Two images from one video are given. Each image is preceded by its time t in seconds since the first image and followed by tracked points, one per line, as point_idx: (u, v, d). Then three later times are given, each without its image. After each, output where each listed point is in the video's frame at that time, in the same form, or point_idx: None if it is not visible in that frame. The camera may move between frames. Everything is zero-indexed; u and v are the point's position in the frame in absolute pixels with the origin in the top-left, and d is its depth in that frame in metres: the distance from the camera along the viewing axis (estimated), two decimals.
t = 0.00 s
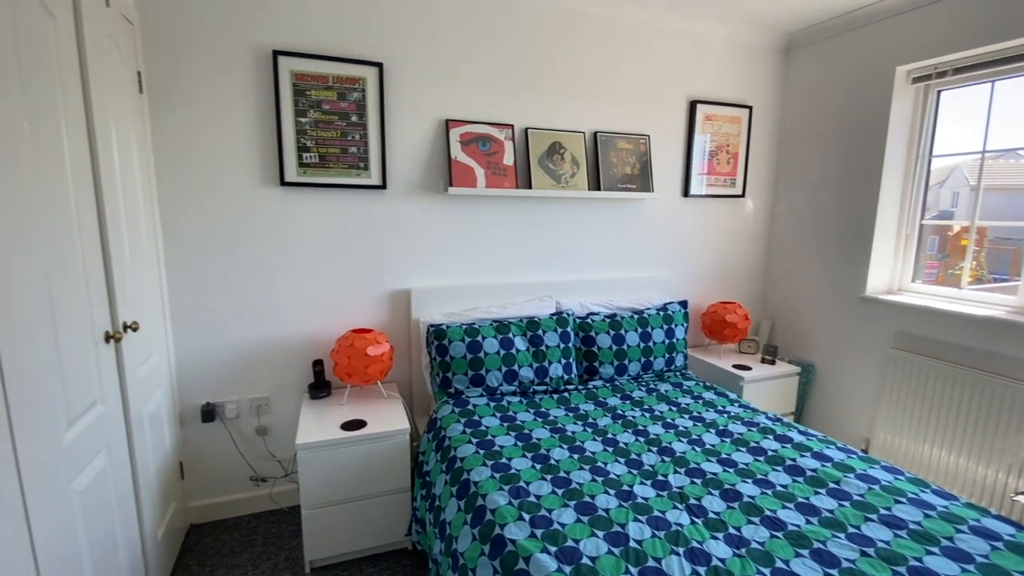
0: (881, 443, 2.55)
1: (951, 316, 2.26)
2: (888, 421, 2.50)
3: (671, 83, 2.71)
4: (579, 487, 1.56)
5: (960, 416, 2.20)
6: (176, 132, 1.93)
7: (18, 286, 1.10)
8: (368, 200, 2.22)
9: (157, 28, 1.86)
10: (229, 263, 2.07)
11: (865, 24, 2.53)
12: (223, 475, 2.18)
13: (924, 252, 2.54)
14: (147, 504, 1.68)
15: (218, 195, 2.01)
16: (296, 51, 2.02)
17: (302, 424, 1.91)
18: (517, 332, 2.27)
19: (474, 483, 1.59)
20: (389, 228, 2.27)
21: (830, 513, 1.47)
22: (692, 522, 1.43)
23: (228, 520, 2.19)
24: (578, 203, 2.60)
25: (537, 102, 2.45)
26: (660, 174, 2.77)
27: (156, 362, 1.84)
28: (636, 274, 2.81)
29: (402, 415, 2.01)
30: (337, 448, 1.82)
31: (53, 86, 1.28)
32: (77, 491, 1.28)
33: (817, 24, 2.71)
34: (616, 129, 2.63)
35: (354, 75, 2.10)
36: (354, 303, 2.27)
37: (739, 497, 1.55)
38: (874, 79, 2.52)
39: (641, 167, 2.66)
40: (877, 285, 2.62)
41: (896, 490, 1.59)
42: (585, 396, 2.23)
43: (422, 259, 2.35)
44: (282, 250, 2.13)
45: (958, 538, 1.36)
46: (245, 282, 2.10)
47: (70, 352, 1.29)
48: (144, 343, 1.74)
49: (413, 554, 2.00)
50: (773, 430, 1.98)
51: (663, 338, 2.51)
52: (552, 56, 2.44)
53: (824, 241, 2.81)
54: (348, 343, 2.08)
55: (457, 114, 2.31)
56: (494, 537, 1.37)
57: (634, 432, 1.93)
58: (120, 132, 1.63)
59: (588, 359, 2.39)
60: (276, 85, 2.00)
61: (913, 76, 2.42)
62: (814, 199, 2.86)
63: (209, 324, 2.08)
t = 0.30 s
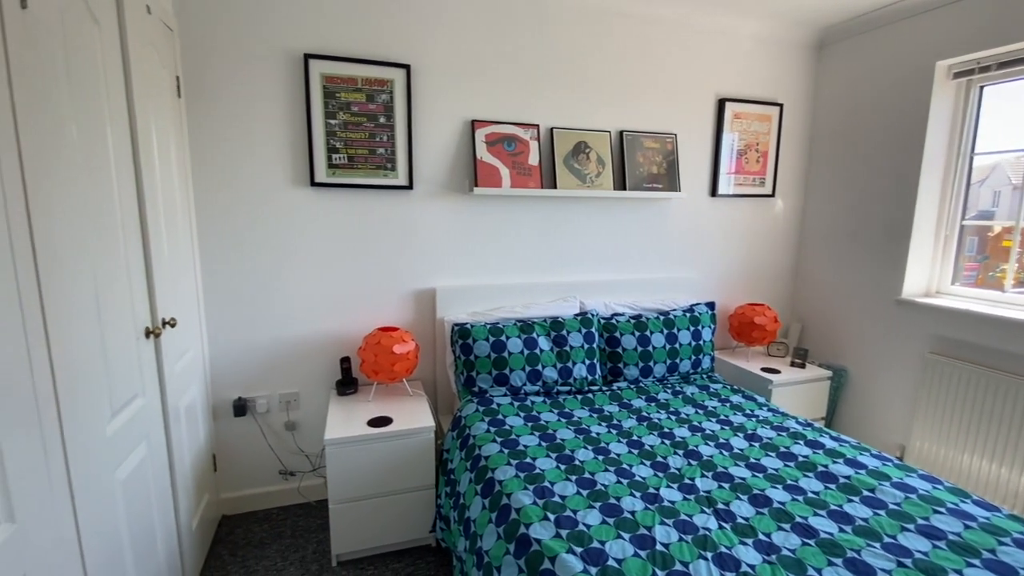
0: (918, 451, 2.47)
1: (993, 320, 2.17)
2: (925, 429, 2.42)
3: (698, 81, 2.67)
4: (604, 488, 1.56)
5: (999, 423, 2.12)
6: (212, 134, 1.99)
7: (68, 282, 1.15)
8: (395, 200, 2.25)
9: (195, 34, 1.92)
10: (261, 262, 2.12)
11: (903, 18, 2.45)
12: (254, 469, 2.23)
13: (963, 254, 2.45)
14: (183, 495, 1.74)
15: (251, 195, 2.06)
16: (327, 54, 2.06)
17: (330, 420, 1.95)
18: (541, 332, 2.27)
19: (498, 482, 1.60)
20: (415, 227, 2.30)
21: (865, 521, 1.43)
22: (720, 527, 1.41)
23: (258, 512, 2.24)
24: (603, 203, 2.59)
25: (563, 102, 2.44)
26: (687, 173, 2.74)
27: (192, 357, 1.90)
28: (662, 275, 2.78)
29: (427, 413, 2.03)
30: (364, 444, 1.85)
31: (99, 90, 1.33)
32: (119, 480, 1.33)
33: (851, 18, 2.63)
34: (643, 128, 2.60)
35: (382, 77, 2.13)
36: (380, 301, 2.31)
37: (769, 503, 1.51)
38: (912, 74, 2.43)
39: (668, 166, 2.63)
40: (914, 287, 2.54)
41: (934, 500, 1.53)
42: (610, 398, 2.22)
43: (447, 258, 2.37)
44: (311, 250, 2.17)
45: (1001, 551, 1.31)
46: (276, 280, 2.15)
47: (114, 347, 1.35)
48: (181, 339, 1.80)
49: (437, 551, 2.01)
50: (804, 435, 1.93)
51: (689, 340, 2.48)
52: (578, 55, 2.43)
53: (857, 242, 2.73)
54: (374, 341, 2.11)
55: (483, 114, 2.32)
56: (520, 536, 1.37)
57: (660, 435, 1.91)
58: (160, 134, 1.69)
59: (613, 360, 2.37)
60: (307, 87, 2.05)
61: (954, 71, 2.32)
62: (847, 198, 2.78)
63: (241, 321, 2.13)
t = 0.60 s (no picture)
0: (955, 459, 2.38)
1: None
2: (963, 436, 2.33)
3: (727, 78, 2.63)
4: (629, 490, 1.55)
5: None
6: (246, 136, 2.04)
7: (113, 277, 1.20)
8: (421, 200, 2.27)
9: (230, 39, 1.98)
10: (291, 261, 2.17)
11: (944, 11, 2.36)
12: (283, 462, 2.29)
13: (1005, 255, 2.36)
14: (217, 486, 1.80)
15: (282, 195, 2.11)
16: (356, 57, 2.10)
17: (357, 416, 1.99)
18: (565, 331, 2.26)
19: (523, 480, 1.60)
20: (441, 227, 2.32)
21: (900, 530, 1.39)
22: (749, 531, 1.38)
23: (286, 504, 2.30)
24: (628, 203, 2.57)
25: (588, 101, 2.43)
26: (715, 172, 2.70)
27: (225, 352, 1.96)
28: (688, 275, 2.74)
29: (451, 411, 2.05)
30: (390, 440, 1.88)
31: (143, 94, 1.39)
32: (158, 470, 1.38)
33: (888, 12, 2.55)
34: (669, 126, 2.57)
35: (410, 79, 2.16)
36: (406, 300, 2.34)
37: (799, 508, 1.48)
38: (952, 69, 2.34)
39: (695, 165, 2.60)
40: (953, 289, 2.44)
41: (974, 509, 1.47)
42: (634, 399, 2.20)
43: (472, 257, 2.39)
44: (340, 248, 2.22)
45: None
46: (305, 278, 2.20)
47: (155, 342, 1.40)
48: (215, 335, 1.85)
49: (460, 548, 2.03)
50: (835, 440, 1.89)
51: (716, 341, 2.44)
52: (604, 53, 2.42)
53: (893, 242, 2.65)
54: (400, 339, 2.14)
55: (508, 114, 2.33)
56: (544, 535, 1.37)
57: (686, 437, 1.88)
58: (197, 136, 1.75)
59: (637, 361, 2.35)
60: (337, 89, 2.09)
61: (997, 66, 2.23)
62: (882, 197, 2.69)
63: (272, 318, 2.19)
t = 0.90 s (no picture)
0: (993, 468, 2.29)
1: None
2: (1003, 444, 2.24)
3: (756, 75, 2.58)
4: (654, 491, 1.54)
5: None
6: (277, 137, 2.10)
7: (154, 273, 1.25)
8: (446, 199, 2.29)
9: (263, 42, 2.03)
10: (319, 259, 2.22)
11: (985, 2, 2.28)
12: (310, 456, 2.34)
13: None
14: (247, 478, 1.85)
15: (311, 195, 2.16)
16: (383, 58, 2.13)
17: (382, 412, 2.02)
18: (588, 331, 2.26)
19: (546, 479, 1.61)
20: (465, 226, 2.34)
21: (936, 538, 1.34)
22: (777, 535, 1.36)
23: (313, 497, 2.35)
24: (653, 202, 2.55)
25: (613, 100, 2.42)
26: (742, 170, 2.65)
27: (256, 348, 2.01)
28: (714, 275, 2.71)
29: (475, 409, 2.07)
30: (415, 436, 1.91)
31: (181, 97, 1.44)
32: (193, 460, 1.43)
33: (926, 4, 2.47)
34: (696, 124, 2.54)
35: (436, 79, 2.18)
36: (430, 298, 2.36)
37: (829, 514, 1.45)
38: (994, 61, 2.26)
39: (721, 163, 2.56)
40: (994, 291, 2.35)
41: (1015, 519, 1.42)
42: (658, 399, 2.18)
43: (496, 256, 2.40)
44: (366, 246, 2.25)
45: None
46: (332, 276, 2.24)
47: (192, 336, 1.45)
48: (247, 330, 1.90)
49: (483, 544, 2.04)
50: (867, 445, 1.84)
51: (742, 342, 2.40)
52: (630, 51, 2.40)
53: (929, 242, 2.56)
54: (424, 336, 2.16)
55: (532, 113, 2.33)
56: (568, 534, 1.37)
57: (711, 439, 1.86)
58: (231, 137, 1.80)
59: (662, 362, 2.33)
60: (365, 90, 2.12)
61: None
62: (918, 196, 2.61)
63: (300, 314, 2.24)
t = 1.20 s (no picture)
0: None
1: None
2: None
3: (785, 71, 2.53)
4: (679, 491, 1.52)
5: None
6: (306, 138, 2.14)
7: (192, 269, 1.30)
8: (469, 198, 2.31)
9: (293, 45, 2.08)
10: (346, 257, 2.26)
11: None
12: (336, 450, 2.39)
13: None
14: (277, 470, 1.89)
15: (338, 194, 2.20)
16: (409, 59, 2.16)
17: (406, 408, 2.05)
18: (611, 331, 2.25)
19: (569, 477, 1.61)
20: (488, 225, 2.35)
21: (973, 546, 1.30)
22: (806, 539, 1.33)
23: (338, 491, 2.40)
24: (678, 201, 2.52)
25: (638, 98, 2.40)
26: (770, 168, 2.60)
27: (285, 344, 2.06)
28: (740, 275, 2.66)
29: (497, 406, 2.08)
30: (438, 433, 1.93)
31: (217, 100, 1.48)
32: (227, 452, 1.48)
33: None
34: (722, 121, 2.51)
35: (461, 79, 2.20)
36: (454, 296, 2.38)
37: (860, 519, 1.42)
38: None
39: (749, 161, 2.52)
40: None
41: None
42: (682, 400, 2.16)
43: (518, 255, 2.41)
44: (391, 245, 2.29)
45: None
46: (358, 274, 2.28)
47: (226, 331, 1.50)
48: (277, 327, 1.95)
49: (505, 541, 2.06)
50: (900, 450, 1.79)
51: (769, 343, 2.36)
52: (655, 49, 2.38)
53: (967, 241, 2.47)
54: (448, 334, 2.18)
55: (556, 112, 2.33)
56: (591, 533, 1.37)
57: (737, 441, 1.83)
58: (263, 138, 1.85)
59: (686, 362, 2.30)
60: (391, 91, 2.15)
61: None
62: (955, 194, 2.52)
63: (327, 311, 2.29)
